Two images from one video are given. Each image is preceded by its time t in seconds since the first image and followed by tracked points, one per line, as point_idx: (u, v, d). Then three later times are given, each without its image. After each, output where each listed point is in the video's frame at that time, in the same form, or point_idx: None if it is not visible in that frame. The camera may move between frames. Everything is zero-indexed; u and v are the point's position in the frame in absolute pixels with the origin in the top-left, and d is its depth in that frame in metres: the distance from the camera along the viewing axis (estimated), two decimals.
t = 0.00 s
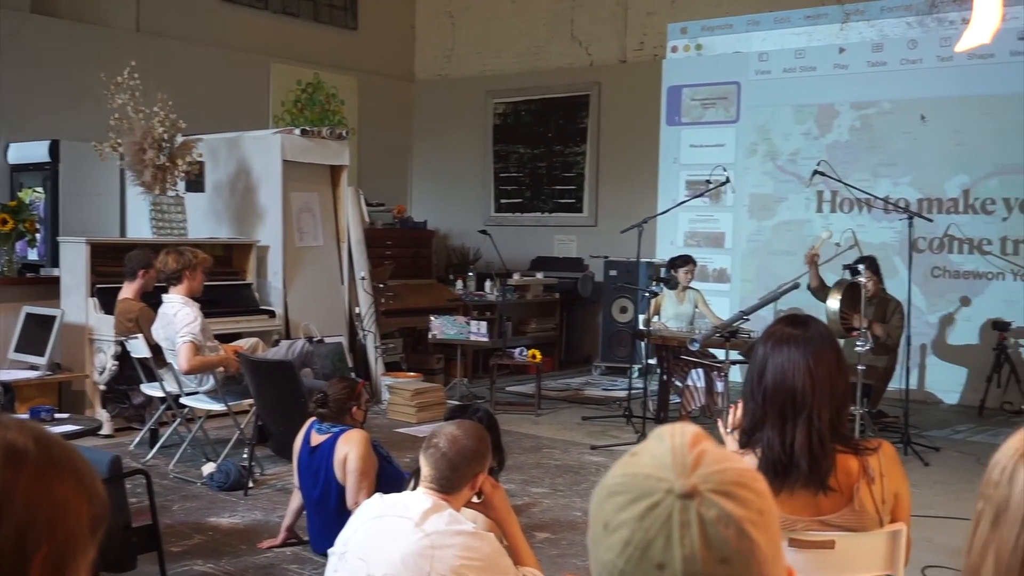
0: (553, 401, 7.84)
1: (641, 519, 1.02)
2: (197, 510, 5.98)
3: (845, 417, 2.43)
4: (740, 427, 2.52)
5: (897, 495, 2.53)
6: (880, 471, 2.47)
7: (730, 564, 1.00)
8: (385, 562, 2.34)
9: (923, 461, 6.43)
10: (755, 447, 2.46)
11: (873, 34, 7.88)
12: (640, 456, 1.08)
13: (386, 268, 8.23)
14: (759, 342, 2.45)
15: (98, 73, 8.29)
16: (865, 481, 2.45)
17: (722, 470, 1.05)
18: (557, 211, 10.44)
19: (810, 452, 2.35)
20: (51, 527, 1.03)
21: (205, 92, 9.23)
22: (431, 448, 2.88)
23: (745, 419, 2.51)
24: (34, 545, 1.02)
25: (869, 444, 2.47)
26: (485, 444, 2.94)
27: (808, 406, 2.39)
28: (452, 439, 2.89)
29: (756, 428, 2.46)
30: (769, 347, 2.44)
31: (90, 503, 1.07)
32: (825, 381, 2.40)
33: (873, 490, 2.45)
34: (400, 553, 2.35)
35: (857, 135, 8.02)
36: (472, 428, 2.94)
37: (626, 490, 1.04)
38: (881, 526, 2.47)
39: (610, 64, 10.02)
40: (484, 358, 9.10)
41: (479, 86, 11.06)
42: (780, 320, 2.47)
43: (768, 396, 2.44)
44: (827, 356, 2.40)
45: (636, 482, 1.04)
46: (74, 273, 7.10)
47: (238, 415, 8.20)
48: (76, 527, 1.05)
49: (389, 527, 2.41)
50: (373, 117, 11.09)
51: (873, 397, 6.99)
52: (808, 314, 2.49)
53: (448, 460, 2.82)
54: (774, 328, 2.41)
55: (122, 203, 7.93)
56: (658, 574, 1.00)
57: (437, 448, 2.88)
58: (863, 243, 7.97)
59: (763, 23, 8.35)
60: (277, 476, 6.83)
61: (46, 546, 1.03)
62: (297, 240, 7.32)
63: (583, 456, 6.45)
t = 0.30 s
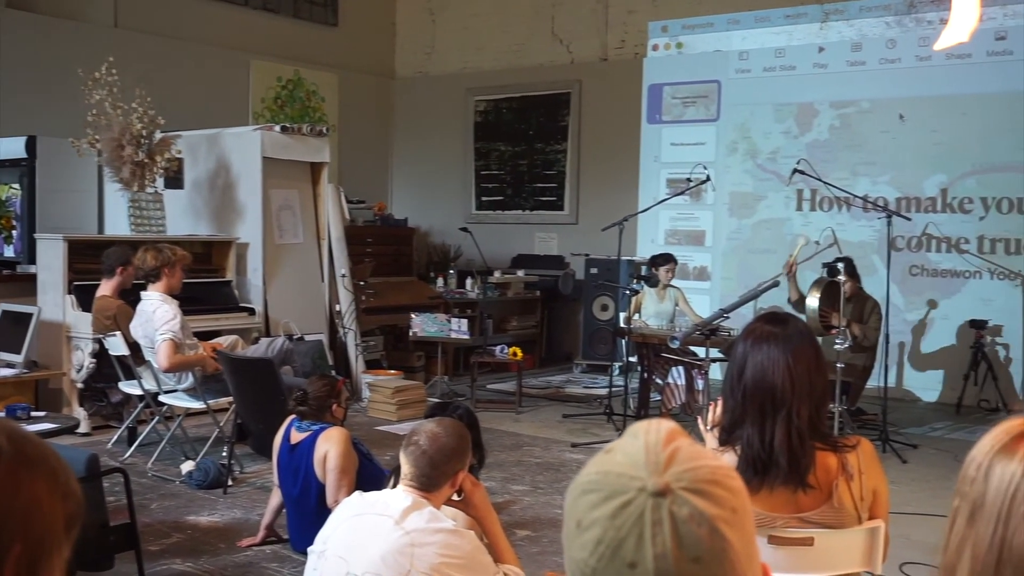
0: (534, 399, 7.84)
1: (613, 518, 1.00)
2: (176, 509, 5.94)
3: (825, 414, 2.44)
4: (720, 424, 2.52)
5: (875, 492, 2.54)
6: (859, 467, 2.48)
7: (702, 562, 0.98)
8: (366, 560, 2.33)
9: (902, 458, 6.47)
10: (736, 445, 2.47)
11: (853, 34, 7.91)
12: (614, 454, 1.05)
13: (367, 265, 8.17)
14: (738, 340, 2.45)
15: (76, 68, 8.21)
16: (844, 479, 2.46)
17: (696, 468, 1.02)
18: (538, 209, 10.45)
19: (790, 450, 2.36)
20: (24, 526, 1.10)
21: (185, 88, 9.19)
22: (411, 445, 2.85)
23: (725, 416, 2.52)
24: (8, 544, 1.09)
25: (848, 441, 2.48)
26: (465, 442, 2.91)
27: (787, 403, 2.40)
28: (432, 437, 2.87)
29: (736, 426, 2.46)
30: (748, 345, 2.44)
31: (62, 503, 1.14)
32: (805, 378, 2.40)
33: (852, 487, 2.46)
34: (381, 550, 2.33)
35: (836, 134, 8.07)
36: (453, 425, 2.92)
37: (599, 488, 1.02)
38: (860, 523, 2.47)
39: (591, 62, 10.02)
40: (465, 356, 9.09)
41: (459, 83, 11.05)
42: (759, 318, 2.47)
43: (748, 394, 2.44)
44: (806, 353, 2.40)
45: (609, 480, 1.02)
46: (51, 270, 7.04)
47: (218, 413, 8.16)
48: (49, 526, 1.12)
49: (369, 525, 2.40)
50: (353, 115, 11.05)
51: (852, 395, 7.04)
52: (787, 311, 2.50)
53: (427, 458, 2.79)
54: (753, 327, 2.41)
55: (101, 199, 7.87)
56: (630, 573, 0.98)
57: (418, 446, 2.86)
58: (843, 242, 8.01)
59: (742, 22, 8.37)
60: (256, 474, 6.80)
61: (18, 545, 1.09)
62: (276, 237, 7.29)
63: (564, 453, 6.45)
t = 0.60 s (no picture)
0: (519, 395, 7.85)
1: (587, 516, 0.90)
2: (160, 507, 5.91)
3: (809, 409, 2.43)
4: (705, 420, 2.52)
5: (858, 487, 2.54)
6: (843, 463, 2.47)
7: (680, 561, 0.88)
8: (350, 557, 2.32)
9: (885, 454, 6.50)
10: (720, 440, 2.47)
11: (836, 30, 7.92)
12: (590, 449, 0.96)
13: (353, 262, 8.16)
14: (722, 336, 2.46)
15: (57, 64, 8.16)
16: (828, 473, 2.46)
17: (673, 463, 0.92)
18: (523, 205, 10.45)
19: (773, 444, 2.35)
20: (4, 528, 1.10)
21: (169, 85, 9.17)
22: (397, 442, 2.86)
23: (710, 411, 2.51)
24: None
25: (832, 436, 2.47)
26: (451, 438, 2.92)
27: (771, 398, 2.40)
28: (418, 433, 2.87)
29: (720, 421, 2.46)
30: (732, 341, 2.45)
31: (40, 503, 1.14)
32: (789, 373, 2.40)
33: (836, 482, 2.46)
34: (367, 547, 2.32)
35: (820, 130, 8.09)
36: (437, 421, 2.91)
37: (574, 484, 0.93)
38: (843, 518, 2.47)
39: (576, 59, 10.03)
40: (450, 352, 9.09)
41: (444, 80, 11.04)
42: (743, 313, 2.48)
43: (732, 388, 2.44)
44: (789, 349, 2.41)
45: (583, 476, 0.93)
46: (34, 268, 7.00)
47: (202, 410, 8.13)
48: (27, 528, 1.12)
49: (354, 523, 2.39)
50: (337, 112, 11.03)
51: (835, 390, 7.06)
52: (771, 307, 2.50)
53: (412, 454, 2.78)
54: (736, 322, 2.41)
55: (84, 196, 7.84)
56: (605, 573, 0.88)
57: (403, 442, 2.85)
58: (827, 238, 8.05)
59: (727, 19, 8.42)
60: (241, 472, 6.77)
61: None
62: (261, 234, 7.28)
63: (549, 450, 6.45)
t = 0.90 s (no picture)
0: (503, 387, 7.85)
1: (559, 508, 0.92)
2: (142, 500, 5.88)
3: (791, 400, 2.42)
4: (688, 412, 2.50)
5: (841, 479, 2.52)
6: (825, 455, 2.47)
7: (651, 552, 0.91)
8: (333, 549, 2.28)
9: (867, 445, 6.53)
10: (703, 431, 2.45)
11: (820, 23, 7.95)
12: (560, 442, 0.98)
13: (336, 253, 8.15)
14: (705, 328, 2.43)
15: (38, 55, 8.09)
16: (810, 465, 2.45)
17: (643, 454, 0.95)
18: (507, 197, 10.45)
19: (756, 435, 2.33)
20: None
21: (150, 76, 9.11)
22: (380, 435, 2.81)
23: (693, 403, 2.49)
24: None
25: (813, 429, 2.47)
26: (434, 430, 2.88)
27: (754, 389, 2.38)
28: (401, 425, 2.83)
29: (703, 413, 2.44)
30: (715, 333, 2.42)
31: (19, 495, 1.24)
32: (771, 365, 2.39)
33: (818, 474, 2.45)
34: (348, 541, 2.27)
35: (804, 123, 8.13)
36: (420, 413, 2.87)
37: (545, 477, 0.94)
38: (825, 509, 2.45)
39: (560, 51, 10.02)
40: (434, 345, 9.08)
41: (428, 72, 11.03)
42: (726, 305, 2.45)
43: (715, 380, 2.42)
44: (772, 341, 2.39)
45: (555, 468, 0.94)
46: (14, 259, 6.96)
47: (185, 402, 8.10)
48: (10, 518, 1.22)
49: (336, 514, 2.34)
50: (321, 103, 11.00)
51: (818, 381, 7.06)
52: (754, 299, 2.47)
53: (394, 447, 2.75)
54: (719, 314, 2.39)
55: (65, 187, 7.79)
56: (577, 564, 0.91)
57: (385, 434, 2.81)
58: (810, 230, 8.08)
59: (712, 11, 8.42)
60: (224, 464, 6.75)
61: None
62: (244, 226, 7.25)
63: (533, 442, 6.46)
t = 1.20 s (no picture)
0: (486, 382, 7.85)
1: (531, 505, 0.95)
2: (124, 495, 5.86)
3: (773, 395, 2.41)
4: (670, 407, 2.48)
5: (822, 472, 2.49)
6: (806, 449, 2.44)
7: (622, 550, 0.93)
8: (315, 544, 2.25)
9: (848, 439, 6.54)
10: (685, 426, 2.43)
11: (802, 20, 7.98)
12: (533, 439, 1.00)
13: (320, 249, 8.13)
14: (687, 323, 2.41)
15: (18, 47, 8.03)
16: (791, 459, 2.43)
17: (615, 450, 0.97)
18: (490, 192, 10.44)
19: (738, 430, 2.32)
20: None
21: (133, 70, 9.08)
22: (361, 430, 2.79)
23: (675, 398, 2.48)
24: None
25: (795, 423, 2.45)
26: (416, 426, 2.87)
27: (736, 383, 2.36)
28: (383, 421, 2.81)
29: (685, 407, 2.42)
30: (697, 328, 2.40)
31: None
32: (753, 360, 2.37)
33: (799, 468, 2.43)
34: (331, 536, 2.25)
35: (786, 119, 8.15)
36: (403, 409, 2.86)
37: (517, 474, 0.97)
38: (806, 503, 2.44)
39: (544, 46, 10.02)
40: (417, 340, 9.08)
41: (412, 66, 11.02)
42: (708, 300, 2.43)
43: (697, 375, 2.40)
44: (754, 335, 2.37)
45: (527, 465, 0.97)
46: None
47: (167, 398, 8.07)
48: None
49: (318, 510, 2.30)
50: (304, 97, 10.98)
51: (801, 375, 7.08)
52: (735, 293, 2.45)
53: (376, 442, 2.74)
54: (701, 309, 2.37)
55: (44, 181, 7.75)
56: (550, 561, 0.93)
57: (367, 430, 2.80)
58: (793, 226, 8.10)
59: (695, 6, 8.43)
60: (206, 460, 6.73)
61: None
62: (226, 221, 7.24)
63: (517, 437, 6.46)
